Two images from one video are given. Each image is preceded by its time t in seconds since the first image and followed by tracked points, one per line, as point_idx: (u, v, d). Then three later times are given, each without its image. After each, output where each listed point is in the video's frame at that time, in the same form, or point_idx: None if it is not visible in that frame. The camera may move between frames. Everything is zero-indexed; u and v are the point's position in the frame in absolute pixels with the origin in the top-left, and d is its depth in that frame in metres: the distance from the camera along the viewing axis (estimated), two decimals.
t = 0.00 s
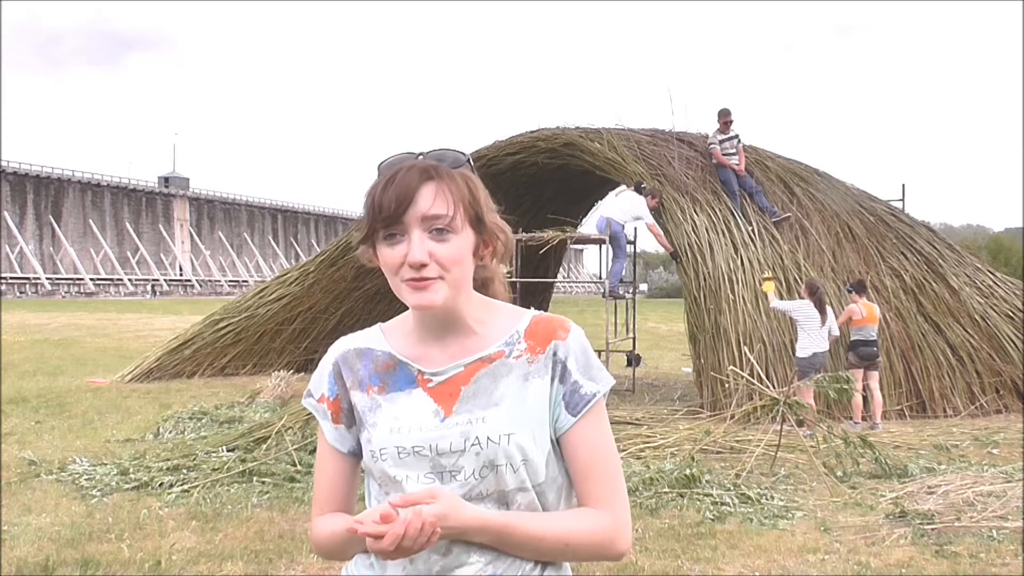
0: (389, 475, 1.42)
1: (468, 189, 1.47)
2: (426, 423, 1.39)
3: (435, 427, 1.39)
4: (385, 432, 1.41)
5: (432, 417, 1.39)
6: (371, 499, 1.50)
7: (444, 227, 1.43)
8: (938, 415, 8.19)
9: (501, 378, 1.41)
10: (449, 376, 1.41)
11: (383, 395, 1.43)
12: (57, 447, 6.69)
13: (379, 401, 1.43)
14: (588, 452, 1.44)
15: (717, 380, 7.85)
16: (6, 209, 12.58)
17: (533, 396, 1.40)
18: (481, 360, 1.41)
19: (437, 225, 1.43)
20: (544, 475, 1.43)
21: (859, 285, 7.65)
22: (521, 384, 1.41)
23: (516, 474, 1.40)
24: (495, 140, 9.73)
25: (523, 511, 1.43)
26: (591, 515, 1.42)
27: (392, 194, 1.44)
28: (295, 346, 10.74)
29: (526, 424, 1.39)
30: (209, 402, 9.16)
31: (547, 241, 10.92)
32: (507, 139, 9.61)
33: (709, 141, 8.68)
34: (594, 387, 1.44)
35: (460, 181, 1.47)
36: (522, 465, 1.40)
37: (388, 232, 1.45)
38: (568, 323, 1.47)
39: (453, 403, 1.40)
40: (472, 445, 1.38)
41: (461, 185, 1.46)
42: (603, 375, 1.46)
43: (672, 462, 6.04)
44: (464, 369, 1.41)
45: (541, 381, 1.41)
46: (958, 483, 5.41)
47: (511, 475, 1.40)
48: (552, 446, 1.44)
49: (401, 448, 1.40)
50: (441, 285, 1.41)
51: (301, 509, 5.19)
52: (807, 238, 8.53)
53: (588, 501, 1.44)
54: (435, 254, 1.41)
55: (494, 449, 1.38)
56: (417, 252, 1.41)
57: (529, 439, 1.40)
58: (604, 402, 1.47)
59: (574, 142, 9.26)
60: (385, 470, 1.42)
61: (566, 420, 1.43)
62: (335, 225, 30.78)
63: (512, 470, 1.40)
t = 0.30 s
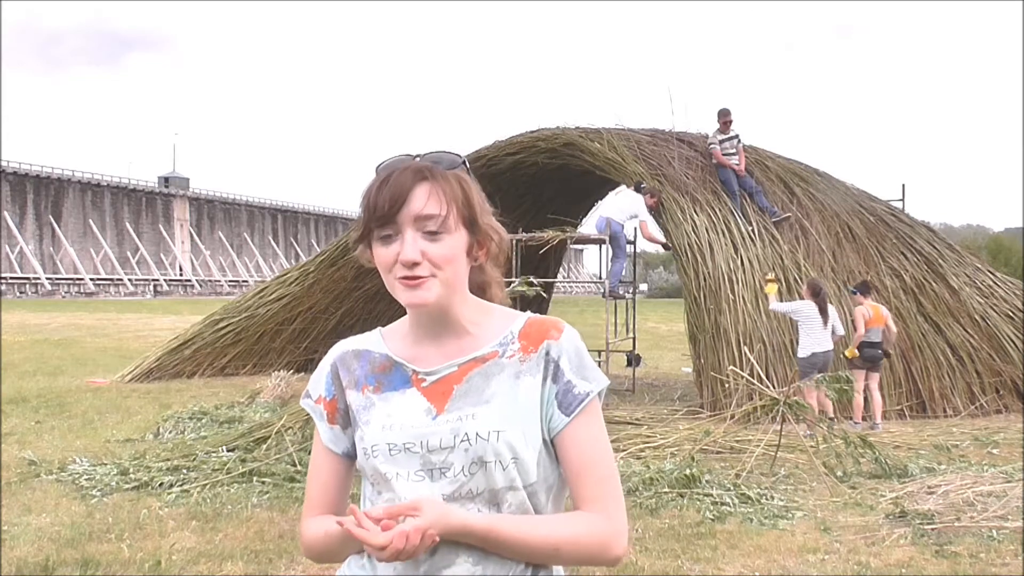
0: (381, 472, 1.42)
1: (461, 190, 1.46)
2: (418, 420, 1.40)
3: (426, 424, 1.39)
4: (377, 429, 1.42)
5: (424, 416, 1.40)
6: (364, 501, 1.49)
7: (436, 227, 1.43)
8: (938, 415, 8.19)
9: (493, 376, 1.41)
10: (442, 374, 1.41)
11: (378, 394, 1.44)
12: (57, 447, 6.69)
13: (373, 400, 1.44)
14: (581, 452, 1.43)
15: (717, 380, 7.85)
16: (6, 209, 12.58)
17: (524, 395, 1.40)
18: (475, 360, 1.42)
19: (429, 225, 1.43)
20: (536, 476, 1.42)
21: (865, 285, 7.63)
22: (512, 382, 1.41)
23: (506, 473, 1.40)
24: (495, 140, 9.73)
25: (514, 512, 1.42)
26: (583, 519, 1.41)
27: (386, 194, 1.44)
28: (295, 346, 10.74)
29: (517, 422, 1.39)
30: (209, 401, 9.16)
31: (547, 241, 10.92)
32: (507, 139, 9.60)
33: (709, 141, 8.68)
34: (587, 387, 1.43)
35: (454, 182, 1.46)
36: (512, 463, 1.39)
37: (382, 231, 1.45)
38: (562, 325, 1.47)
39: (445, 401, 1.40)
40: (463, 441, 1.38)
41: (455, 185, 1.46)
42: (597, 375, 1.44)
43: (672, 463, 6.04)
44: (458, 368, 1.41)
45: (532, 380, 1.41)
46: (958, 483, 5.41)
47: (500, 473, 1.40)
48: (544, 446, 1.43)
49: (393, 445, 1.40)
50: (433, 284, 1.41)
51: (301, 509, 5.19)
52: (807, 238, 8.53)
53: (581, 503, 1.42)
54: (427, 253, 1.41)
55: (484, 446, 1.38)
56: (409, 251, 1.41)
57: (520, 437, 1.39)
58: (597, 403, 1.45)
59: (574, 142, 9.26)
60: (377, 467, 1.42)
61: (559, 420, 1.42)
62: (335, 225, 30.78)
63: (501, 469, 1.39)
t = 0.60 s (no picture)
0: (379, 480, 1.43)
1: (456, 197, 1.46)
2: (414, 429, 1.40)
3: (422, 432, 1.40)
4: (375, 437, 1.43)
5: (420, 424, 1.40)
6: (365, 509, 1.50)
7: (430, 233, 1.43)
8: (938, 415, 8.19)
9: (489, 383, 1.41)
10: (438, 382, 1.41)
11: (376, 402, 1.45)
12: (57, 447, 6.69)
13: (372, 408, 1.45)
14: (574, 458, 1.42)
15: (717, 380, 7.85)
16: (6, 209, 12.58)
17: (518, 402, 1.40)
18: (469, 367, 1.42)
19: (424, 231, 1.43)
20: (531, 483, 1.42)
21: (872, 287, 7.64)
22: (508, 389, 1.41)
23: (501, 480, 1.40)
24: (495, 140, 9.73)
25: (510, 519, 1.42)
26: (576, 527, 1.41)
27: (381, 200, 1.44)
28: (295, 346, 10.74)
29: (511, 430, 1.39)
30: (209, 402, 9.16)
31: (547, 241, 10.92)
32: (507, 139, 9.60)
33: (709, 141, 8.68)
34: (580, 393, 1.42)
35: (449, 189, 1.46)
36: (508, 471, 1.40)
37: (377, 237, 1.45)
38: (557, 329, 1.47)
39: (442, 409, 1.40)
40: (458, 450, 1.39)
41: (450, 192, 1.46)
42: (591, 381, 1.44)
43: (672, 462, 6.05)
44: (453, 375, 1.41)
45: (528, 387, 1.41)
46: (958, 483, 5.41)
47: (495, 482, 1.40)
48: (540, 453, 1.43)
49: (390, 454, 1.41)
50: (427, 290, 1.41)
51: (301, 509, 5.19)
52: (807, 238, 8.53)
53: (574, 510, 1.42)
54: (421, 259, 1.41)
55: (480, 454, 1.39)
56: (403, 257, 1.41)
57: (515, 444, 1.39)
58: (592, 408, 1.45)
59: (574, 142, 9.26)
60: (375, 475, 1.43)
61: (552, 426, 1.42)
62: (334, 226, 30.78)
63: (497, 476, 1.40)
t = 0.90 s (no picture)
0: (379, 483, 1.44)
1: (451, 192, 1.46)
2: (412, 432, 1.40)
3: (419, 435, 1.40)
4: (374, 441, 1.43)
5: (418, 427, 1.40)
6: (365, 510, 1.51)
7: (426, 228, 1.43)
8: (938, 415, 8.18)
9: (485, 384, 1.41)
10: (434, 383, 1.41)
11: (373, 404, 1.45)
12: (57, 447, 6.69)
13: (369, 410, 1.45)
14: (576, 455, 1.43)
15: (717, 380, 7.85)
16: (6, 209, 12.58)
17: (516, 403, 1.40)
18: (466, 366, 1.42)
19: (419, 226, 1.43)
20: (531, 482, 1.42)
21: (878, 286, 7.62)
22: (504, 390, 1.40)
23: (500, 482, 1.40)
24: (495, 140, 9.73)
25: (511, 519, 1.42)
26: (579, 525, 1.41)
27: (375, 195, 1.44)
28: (295, 346, 10.74)
29: (509, 431, 1.39)
30: (209, 401, 9.16)
31: (547, 241, 10.92)
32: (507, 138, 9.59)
33: (709, 141, 8.68)
34: (579, 391, 1.42)
35: (444, 184, 1.46)
36: (506, 472, 1.40)
37: (371, 232, 1.45)
38: (554, 327, 1.46)
39: (439, 411, 1.40)
40: (456, 453, 1.39)
41: (444, 187, 1.46)
42: (589, 378, 1.43)
43: (671, 463, 6.05)
44: (449, 375, 1.41)
45: (525, 387, 1.41)
46: (958, 483, 5.41)
47: (495, 483, 1.40)
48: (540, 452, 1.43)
49: (389, 458, 1.42)
50: (422, 286, 1.41)
51: (301, 509, 5.19)
52: (807, 238, 8.53)
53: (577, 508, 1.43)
54: (416, 255, 1.41)
55: (478, 457, 1.39)
56: (397, 252, 1.41)
57: (514, 445, 1.39)
58: (592, 405, 1.44)
59: (574, 142, 9.26)
60: (375, 479, 1.44)
61: (552, 424, 1.42)
62: (334, 226, 30.78)
63: (496, 478, 1.40)
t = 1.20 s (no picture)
0: (380, 483, 1.44)
1: (450, 191, 1.46)
2: (412, 431, 1.40)
3: (420, 435, 1.40)
4: (374, 440, 1.43)
5: (418, 426, 1.40)
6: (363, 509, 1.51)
7: (424, 228, 1.43)
8: (938, 415, 8.18)
9: (484, 382, 1.41)
10: (433, 382, 1.41)
11: (371, 403, 1.45)
12: (57, 447, 6.69)
13: (368, 408, 1.45)
14: (577, 452, 1.43)
15: (717, 380, 7.85)
16: (6, 209, 12.58)
17: (516, 401, 1.40)
18: (465, 365, 1.41)
19: (417, 226, 1.43)
20: (534, 480, 1.42)
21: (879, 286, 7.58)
22: (504, 388, 1.40)
23: (503, 480, 1.40)
24: (495, 140, 9.73)
25: (515, 518, 1.42)
26: (584, 522, 1.41)
27: (373, 195, 1.44)
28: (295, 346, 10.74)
29: (510, 429, 1.39)
30: (209, 401, 9.16)
31: (547, 241, 10.92)
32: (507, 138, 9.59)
33: (709, 141, 8.68)
34: (579, 387, 1.42)
35: (442, 184, 1.46)
36: (507, 471, 1.39)
37: (369, 232, 1.45)
38: (552, 324, 1.46)
39: (438, 410, 1.40)
40: (457, 453, 1.39)
41: (443, 186, 1.46)
42: (588, 374, 1.43)
43: (672, 462, 6.05)
44: (448, 374, 1.41)
45: (525, 384, 1.41)
46: (958, 483, 5.41)
47: (497, 482, 1.40)
48: (541, 450, 1.43)
49: (390, 457, 1.42)
50: (422, 287, 1.41)
51: (301, 509, 5.19)
52: (807, 238, 8.53)
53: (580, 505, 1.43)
54: (415, 255, 1.41)
55: (479, 456, 1.38)
56: (396, 252, 1.41)
57: (515, 443, 1.39)
58: (592, 402, 1.44)
59: (574, 142, 9.26)
60: (376, 478, 1.44)
61: (553, 421, 1.42)
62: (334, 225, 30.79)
63: (498, 477, 1.39)
